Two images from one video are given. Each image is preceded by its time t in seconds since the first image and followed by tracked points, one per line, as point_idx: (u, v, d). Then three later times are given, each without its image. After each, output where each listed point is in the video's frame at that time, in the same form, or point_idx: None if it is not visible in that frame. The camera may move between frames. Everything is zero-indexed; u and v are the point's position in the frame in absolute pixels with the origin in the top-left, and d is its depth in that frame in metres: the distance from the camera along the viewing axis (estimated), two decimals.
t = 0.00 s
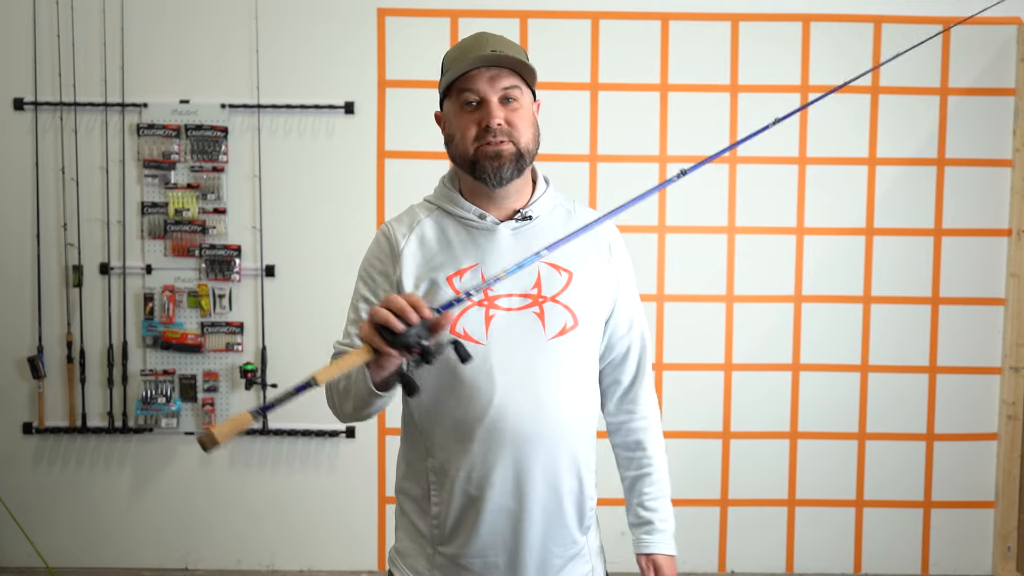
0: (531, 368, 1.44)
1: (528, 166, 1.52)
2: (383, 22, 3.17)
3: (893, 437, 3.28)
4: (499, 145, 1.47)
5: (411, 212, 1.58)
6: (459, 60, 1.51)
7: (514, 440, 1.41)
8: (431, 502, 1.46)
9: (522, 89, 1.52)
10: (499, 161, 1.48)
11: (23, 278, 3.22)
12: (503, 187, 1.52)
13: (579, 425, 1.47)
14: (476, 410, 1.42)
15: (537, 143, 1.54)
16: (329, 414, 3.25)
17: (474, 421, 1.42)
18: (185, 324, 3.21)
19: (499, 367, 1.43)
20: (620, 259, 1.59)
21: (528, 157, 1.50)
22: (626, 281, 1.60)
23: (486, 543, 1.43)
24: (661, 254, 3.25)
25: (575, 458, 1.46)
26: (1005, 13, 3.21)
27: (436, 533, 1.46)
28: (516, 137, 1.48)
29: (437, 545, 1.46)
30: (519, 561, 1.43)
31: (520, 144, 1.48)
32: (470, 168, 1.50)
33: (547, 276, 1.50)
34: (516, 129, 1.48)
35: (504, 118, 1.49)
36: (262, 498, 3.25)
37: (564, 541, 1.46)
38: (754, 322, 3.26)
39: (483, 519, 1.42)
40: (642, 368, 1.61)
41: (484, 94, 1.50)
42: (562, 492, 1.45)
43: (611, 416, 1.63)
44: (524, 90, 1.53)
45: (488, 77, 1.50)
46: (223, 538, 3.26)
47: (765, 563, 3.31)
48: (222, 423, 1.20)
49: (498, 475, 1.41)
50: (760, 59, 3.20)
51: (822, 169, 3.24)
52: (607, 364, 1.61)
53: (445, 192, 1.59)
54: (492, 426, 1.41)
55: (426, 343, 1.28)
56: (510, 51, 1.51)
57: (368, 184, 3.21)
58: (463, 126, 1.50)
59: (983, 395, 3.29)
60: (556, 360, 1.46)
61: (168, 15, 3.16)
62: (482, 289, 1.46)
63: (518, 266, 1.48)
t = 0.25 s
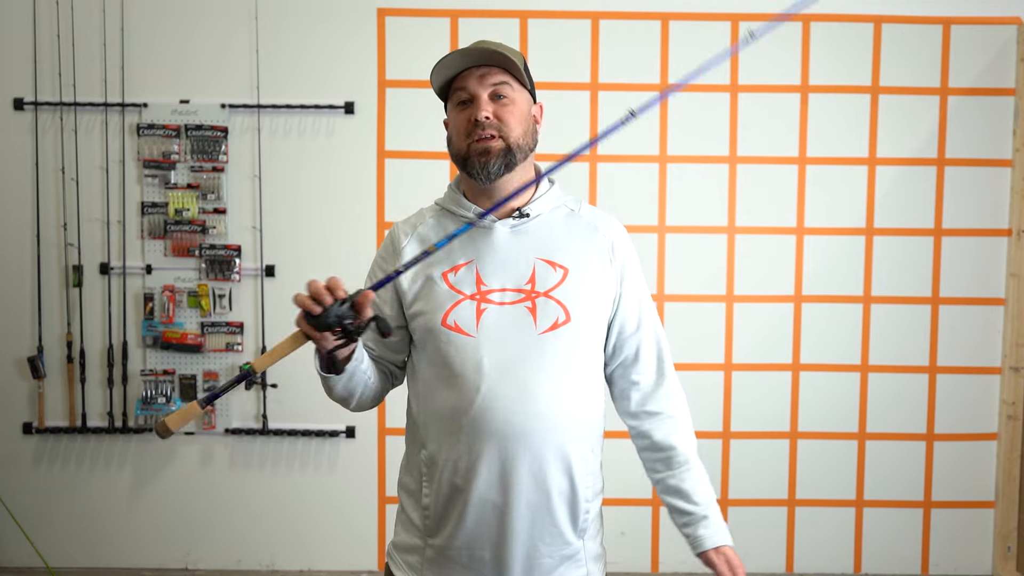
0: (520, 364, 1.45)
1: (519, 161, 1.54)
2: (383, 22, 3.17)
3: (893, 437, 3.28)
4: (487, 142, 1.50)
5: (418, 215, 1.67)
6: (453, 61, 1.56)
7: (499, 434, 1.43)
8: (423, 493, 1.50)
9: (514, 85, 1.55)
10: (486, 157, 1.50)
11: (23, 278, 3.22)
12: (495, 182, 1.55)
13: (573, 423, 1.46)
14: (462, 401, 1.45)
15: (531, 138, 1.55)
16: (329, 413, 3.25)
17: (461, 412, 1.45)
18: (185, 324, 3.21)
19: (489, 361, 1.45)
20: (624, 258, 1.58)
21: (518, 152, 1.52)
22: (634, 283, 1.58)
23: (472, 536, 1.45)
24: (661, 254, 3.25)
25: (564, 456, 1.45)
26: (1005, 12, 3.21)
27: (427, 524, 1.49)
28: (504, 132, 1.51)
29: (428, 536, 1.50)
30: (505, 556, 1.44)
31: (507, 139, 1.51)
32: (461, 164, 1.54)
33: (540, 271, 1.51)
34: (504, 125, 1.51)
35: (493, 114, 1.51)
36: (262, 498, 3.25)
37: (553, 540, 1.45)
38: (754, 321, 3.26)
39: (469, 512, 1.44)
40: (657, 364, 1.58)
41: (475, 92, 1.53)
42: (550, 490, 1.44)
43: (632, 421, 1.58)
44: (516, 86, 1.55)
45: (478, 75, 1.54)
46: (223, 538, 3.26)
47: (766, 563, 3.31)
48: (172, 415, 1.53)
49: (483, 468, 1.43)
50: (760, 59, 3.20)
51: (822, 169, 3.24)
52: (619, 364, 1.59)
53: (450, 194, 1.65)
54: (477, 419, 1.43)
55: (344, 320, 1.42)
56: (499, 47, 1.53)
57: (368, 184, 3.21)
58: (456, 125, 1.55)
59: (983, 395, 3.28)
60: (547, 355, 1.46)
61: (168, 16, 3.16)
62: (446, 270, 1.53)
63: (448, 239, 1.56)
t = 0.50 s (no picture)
0: (512, 360, 1.45)
1: (512, 161, 1.55)
2: (383, 22, 3.17)
3: (893, 437, 3.28)
4: (479, 144, 1.52)
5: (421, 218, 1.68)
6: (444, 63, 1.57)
7: (490, 430, 1.43)
8: (418, 487, 1.51)
9: (505, 85, 1.55)
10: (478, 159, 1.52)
11: (23, 278, 3.22)
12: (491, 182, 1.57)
13: (566, 421, 1.45)
14: (455, 397, 1.45)
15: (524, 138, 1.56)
16: (329, 413, 3.25)
17: (453, 407, 1.45)
18: (185, 324, 3.21)
19: (481, 356, 1.45)
20: (625, 258, 1.58)
21: (510, 154, 1.54)
22: (635, 282, 1.58)
23: (463, 531, 1.45)
24: (661, 254, 3.25)
25: (556, 455, 1.44)
26: (1005, 12, 3.21)
27: (421, 518, 1.50)
28: (495, 135, 1.52)
29: (422, 531, 1.50)
30: (495, 553, 1.44)
31: (498, 142, 1.52)
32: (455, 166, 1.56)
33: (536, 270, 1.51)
34: (494, 127, 1.52)
35: (484, 116, 1.52)
36: (262, 498, 3.25)
37: (544, 538, 1.45)
38: (754, 321, 3.26)
39: (460, 507, 1.44)
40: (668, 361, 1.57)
41: (465, 94, 1.54)
42: (541, 488, 1.43)
43: (647, 420, 1.58)
44: (507, 87, 1.55)
45: (469, 77, 1.55)
46: (223, 538, 3.26)
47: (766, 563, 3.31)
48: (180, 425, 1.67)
49: (474, 464, 1.43)
50: (760, 59, 3.20)
51: (822, 168, 3.24)
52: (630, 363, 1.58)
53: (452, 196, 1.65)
54: (468, 414, 1.44)
55: (311, 327, 1.46)
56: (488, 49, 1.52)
57: (368, 184, 3.21)
58: (450, 127, 1.57)
59: (983, 395, 3.28)
60: (540, 351, 1.45)
61: (168, 16, 3.16)
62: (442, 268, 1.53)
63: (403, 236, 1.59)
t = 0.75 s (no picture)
0: (513, 361, 1.45)
1: (513, 157, 1.54)
2: (383, 22, 3.17)
3: (893, 437, 3.28)
4: (480, 136, 1.51)
5: (421, 222, 1.69)
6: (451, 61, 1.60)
7: (490, 432, 1.43)
8: (419, 489, 1.51)
9: (510, 83, 1.56)
10: (479, 150, 1.50)
11: (23, 278, 3.22)
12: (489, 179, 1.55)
13: (567, 422, 1.45)
14: (456, 398, 1.45)
15: (525, 135, 1.56)
16: (329, 413, 3.25)
17: (453, 408, 1.45)
18: (185, 324, 3.21)
19: (482, 357, 1.45)
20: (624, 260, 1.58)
21: (511, 148, 1.53)
22: (634, 284, 1.58)
23: (464, 533, 1.45)
24: (661, 254, 3.24)
25: (557, 456, 1.44)
26: (1005, 12, 3.21)
27: (423, 519, 1.50)
28: (497, 127, 1.51)
29: (424, 532, 1.51)
30: (496, 554, 1.44)
31: (500, 134, 1.51)
32: (455, 160, 1.55)
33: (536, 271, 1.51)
34: (497, 121, 1.52)
35: (487, 110, 1.52)
36: (262, 498, 3.25)
37: (545, 539, 1.45)
38: (754, 321, 3.26)
39: (461, 509, 1.44)
40: (663, 365, 1.57)
41: (470, 90, 1.56)
42: (542, 489, 1.43)
43: (638, 421, 1.57)
44: (511, 85, 1.56)
45: (474, 75, 1.57)
46: (223, 538, 3.26)
47: (766, 563, 3.31)
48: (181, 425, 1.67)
49: (474, 465, 1.43)
50: (760, 59, 3.20)
51: (822, 168, 3.24)
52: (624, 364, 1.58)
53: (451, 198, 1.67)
54: (468, 416, 1.44)
55: (316, 336, 1.46)
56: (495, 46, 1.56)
57: (368, 184, 3.21)
58: (452, 123, 1.57)
59: (983, 395, 3.28)
60: (541, 352, 1.45)
61: (168, 15, 3.16)
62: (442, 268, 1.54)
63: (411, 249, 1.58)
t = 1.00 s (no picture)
0: (520, 363, 1.45)
1: (521, 163, 1.53)
2: (383, 22, 3.17)
3: (893, 437, 3.28)
4: (489, 144, 1.50)
5: (419, 217, 1.66)
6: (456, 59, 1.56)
7: (499, 434, 1.43)
8: (424, 492, 1.50)
9: (517, 86, 1.55)
10: (489, 160, 1.50)
11: (23, 278, 3.22)
12: (496, 185, 1.54)
13: (573, 424, 1.46)
14: (464, 401, 1.45)
15: (532, 140, 1.55)
16: (329, 413, 3.25)
17: (462, 411, 1.45)
18: (185, 324, 3.21)
19: (489, 359, 1.45)
20: (625, 259, 1.58)
21: (520, 155, 1.52)
22: (634, 285, 1.59)
23: (473, 535, 1.45)
24: (661, 254, 3.24)
25: (565, 458, 1.45)
26: (1005, 12, 3.21)
27: (428, 522, 1.50)
28: (508, 134, 1.50)
29: (429, 535, 1.50)
30: (505, 555, 1.45)
31: (511, 141, 1.50)
32: (462, 165, 1.53)
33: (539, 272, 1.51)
34: (508, 127, 1.50)
35: (497, 114, 1.51)
36: (262, 498, 3.25)
37: (553, 540, 1.46)
38: (754, 322, 3.26)
39: (470, 511, 1.44)
40: (654, 367, 1.59)
41: (478, 91, 1.53)
42: (551, 490, 1.44)
43: (624, 417, 1.63)
44: (519, 87, 1.55)
45: (482, 75, 1.54)
46: (223, 538, 3.26)
47: (766, 563, 3.31)
48: (182, 417, 1.55)
49: (484, 468, 1.43)
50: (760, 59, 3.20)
51: (822, 168, 3.24)
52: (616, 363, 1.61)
53: (450, 195, 1.64)
54: (477, 419, 1.43)
55: (348, 337, 1.41)
56: (503, 46, 1.53)
57: (368, 184, 3.21)
58: (458, 124, 1.54)
59: (983, 395, 3.28)
60: (547, 355, 1.46)
61: (168, 15, 3.16)
62: (446, 269, 1.52)
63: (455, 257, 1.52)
